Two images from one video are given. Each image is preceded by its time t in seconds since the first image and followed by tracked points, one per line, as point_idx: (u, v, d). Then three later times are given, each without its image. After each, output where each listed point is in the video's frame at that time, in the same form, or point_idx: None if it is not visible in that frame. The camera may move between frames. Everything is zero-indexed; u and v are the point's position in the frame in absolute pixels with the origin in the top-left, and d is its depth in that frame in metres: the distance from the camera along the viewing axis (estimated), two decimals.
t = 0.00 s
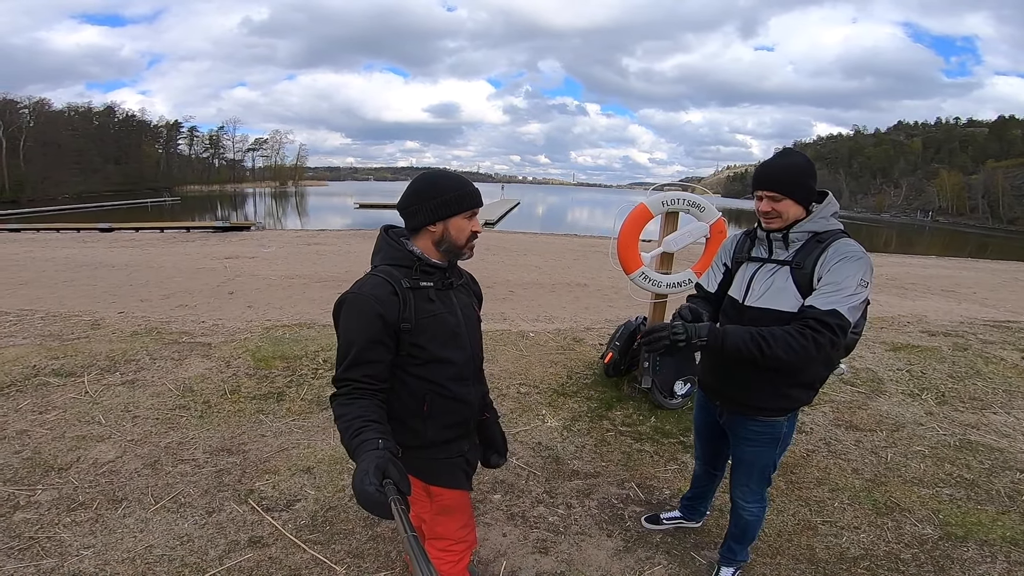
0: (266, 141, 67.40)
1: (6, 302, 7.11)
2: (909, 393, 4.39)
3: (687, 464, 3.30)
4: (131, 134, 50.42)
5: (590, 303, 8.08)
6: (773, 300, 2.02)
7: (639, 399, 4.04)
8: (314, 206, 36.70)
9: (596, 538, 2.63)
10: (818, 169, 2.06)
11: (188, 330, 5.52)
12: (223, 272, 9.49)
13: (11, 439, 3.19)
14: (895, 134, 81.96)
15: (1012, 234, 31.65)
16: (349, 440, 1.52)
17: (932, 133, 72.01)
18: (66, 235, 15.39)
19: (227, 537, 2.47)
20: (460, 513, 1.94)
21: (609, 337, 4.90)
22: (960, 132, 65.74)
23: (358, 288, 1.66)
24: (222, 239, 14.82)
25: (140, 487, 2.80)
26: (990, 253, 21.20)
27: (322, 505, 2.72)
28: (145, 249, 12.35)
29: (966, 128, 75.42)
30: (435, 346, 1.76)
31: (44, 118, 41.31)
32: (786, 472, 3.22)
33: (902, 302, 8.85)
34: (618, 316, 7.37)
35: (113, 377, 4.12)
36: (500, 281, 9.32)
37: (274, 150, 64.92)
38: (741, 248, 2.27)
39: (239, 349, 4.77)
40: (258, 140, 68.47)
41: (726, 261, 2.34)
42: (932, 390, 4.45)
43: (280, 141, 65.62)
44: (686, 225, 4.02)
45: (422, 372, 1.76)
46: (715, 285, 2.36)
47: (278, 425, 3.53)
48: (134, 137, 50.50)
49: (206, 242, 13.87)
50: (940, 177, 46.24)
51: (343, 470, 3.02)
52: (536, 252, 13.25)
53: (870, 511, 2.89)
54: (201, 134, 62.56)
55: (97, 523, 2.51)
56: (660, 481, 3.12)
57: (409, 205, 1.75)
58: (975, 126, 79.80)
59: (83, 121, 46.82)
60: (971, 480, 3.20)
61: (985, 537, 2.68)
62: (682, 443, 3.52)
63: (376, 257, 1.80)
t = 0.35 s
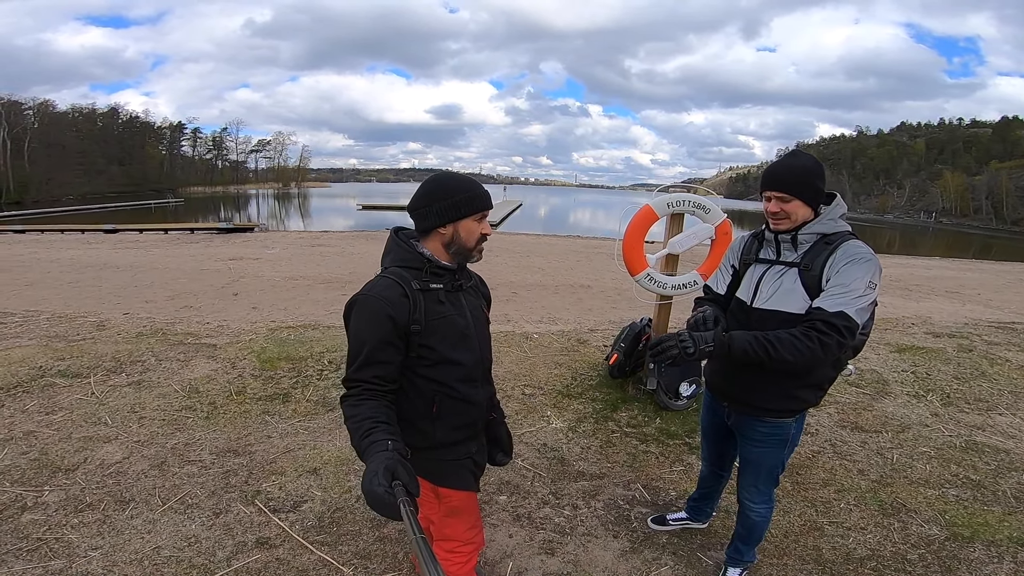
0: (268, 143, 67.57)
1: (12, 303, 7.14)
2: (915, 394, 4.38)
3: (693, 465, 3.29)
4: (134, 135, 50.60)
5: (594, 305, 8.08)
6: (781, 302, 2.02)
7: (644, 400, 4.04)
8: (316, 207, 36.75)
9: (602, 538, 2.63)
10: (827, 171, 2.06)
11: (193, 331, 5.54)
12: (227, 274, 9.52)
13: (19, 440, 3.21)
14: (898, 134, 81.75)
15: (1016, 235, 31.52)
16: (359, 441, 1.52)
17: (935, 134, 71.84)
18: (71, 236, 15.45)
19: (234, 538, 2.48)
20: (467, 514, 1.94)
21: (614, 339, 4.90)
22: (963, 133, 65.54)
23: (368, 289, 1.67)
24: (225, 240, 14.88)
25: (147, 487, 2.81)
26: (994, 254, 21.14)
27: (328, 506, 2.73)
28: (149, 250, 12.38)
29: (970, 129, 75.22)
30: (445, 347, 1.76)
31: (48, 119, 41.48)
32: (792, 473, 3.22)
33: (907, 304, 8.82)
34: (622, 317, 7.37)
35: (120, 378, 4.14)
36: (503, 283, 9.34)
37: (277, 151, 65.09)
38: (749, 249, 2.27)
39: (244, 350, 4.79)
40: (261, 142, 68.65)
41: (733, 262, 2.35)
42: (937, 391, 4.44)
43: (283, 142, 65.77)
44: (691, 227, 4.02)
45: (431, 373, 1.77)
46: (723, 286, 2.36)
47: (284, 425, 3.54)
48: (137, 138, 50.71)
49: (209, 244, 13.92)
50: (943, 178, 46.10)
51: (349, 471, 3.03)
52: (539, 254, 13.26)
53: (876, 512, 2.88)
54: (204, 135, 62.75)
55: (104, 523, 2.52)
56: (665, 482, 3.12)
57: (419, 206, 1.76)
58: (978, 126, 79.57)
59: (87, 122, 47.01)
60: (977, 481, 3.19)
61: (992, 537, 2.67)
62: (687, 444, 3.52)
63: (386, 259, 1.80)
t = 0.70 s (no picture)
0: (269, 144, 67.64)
1: (12, 302, 7.13)
2: (914, 396, 4.38)
3: (692, 466, 3.29)
4: (136, 135, 50.66)
5: (594, 306, 8.08)
6: (780, 301, 2.02)
7: (643, 401, 4.04)
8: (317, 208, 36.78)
9: (600, 538, 2.62)
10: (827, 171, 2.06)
11: (192, 330, 5.53)
12: (227, 273, 9.52)
13: (16, 438, 3.20)
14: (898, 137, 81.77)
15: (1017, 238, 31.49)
16: (359, 438, 1.52)
17: (935, 137, 71.84)
18: (71, 235, 15.46)
19: (232, 536, 2.47)
20: (466, 512, 1.93)
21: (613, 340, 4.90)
22: (964, 136, 65.55)
23: (368, 287, 1.67)
24: (226, 240, 14.85)
25: (145, 486, 2.80)
26: (995, 257, 21.15)
27: (326, 505, 2.72)
28: (150, 250, 12.38)
29: (971, 132, 75.21)
30: (445, 345, 1.76)
31: (50, 119, 41.52)
32: (791, 474, 3.21)
33: (907, 306, 8.82)
34: (621, 318, 7.36)
35: (119, 377, 4.14)
36: (503, 284, 9.35)
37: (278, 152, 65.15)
38: (747, 249, 2.27)
39: (244, 349, 4.79)
40: (262, 142, 68.73)
41: (732, 262, 2.35)
42: (936, 393, 4.44)
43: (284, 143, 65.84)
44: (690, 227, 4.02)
45: (431, 371, 1.76)
46: (721, 286, 2.35)
47: (283, 425, 3.54)
48: (139, 138, 50.76)
49: (210, 244, 13.92)
50: (944, 181, 46.10)
51: (347, 470, 3.02)
52: (539, 255, 13.26)
53: (875, 513, 2.88)
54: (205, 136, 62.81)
55: (101, 522, 2.51)
56: (664, 482, 3.12)
57: (415, 203, 1.79)
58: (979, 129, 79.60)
59: (88, 122, 47.06)
60: (976, 482, 3.19)
61: (991, 539, 2.67)
62: (686, 445, 3.51)
63: (386, 256, 1.80)
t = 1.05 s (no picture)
0: (272, 145, 67.85)
1: (14, 302, 7.16)
2: (917, 399, 4.35)
3: (692, 469, 3.27)
4: (139, 137, 50.87)
5: (595, 308, 8.07)
6: (779, 303, 2.00)
7: (643, 404, 4.03)
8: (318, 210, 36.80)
9: (599, 542, 2.61)
10: (829, 174, 2.05)
11: (193, 332, 5.54)
12: (229, 275, 9.54)
13: (16, 439, 3.21)
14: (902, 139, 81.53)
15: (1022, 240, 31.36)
16: (353, 440, 1.51)
17: (939, 138, 71.63)
18: (75, 236, 15.53)
19: (229, 538, 2.47)
20: (463, 515, 1.92)
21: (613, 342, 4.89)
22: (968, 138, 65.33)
23: (365, 289, 1.66)
24: (228, 242, 14.88)
25: (143, 487, 2.81)
26: (999, 259, 21.06)
27: (325, 507, 2.72)
28: (152, 251, 12.41)
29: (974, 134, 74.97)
30: (441, 348, 1.75)
31: (55, 120, 41.73)
32: (791, 477, 3.20)
33: (909, 308, 8.79)
34: (622, 321, 7.35)
35: (119, 378, 4.15)
36: (504, 285, 9.34)
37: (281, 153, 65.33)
38: (745, 251, 2.26)
39: (244, 350, 4.79)
40: (265, 144, 68.92)
41: (730, 265, 2.34)
42: (939, 396, 4.41)
43: (287, 144, 66.01)
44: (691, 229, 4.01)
45: (427, 374, 1.76)
46: (720, 289, 2.34)
47: (282, 426, 3.54)
48: (143, 140, 50.98)
49: (212, 245, 13.95)
50: (948, 183, 45.92)
51: (346, 472, 3.02)
52: (540, 257, 13.27)
53: (877, 516, 2.86)
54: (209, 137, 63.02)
55: (99, 523, 2.51)
56: (664, 486, 3.10)
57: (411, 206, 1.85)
58: (983, 131, 79.35)
59: (92, 123, 47.28)
60: (979, 486, 3.16)
61: (994, 543, 2.64)
62: (686, 448, 3.50)
63: (384, 258, 1.80)
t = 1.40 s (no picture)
0: (276, 147, 68.08)
1: (19, 303, 7.20)
2: (921, 400, 4.32)
3: (694, 470, 3.26)
4: (144, 138, 51.13)
5: (598, 309, 8.06)
6: (778, 304, 1.99)
7: (646, 404, 4.02)
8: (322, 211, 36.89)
9: (600, 543, 2.60)
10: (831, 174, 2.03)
11: (197, 332, 5.57)
12: (232, 276, 9.58)
13: (20, 439, 3.22)
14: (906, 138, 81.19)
15: None
16: (352, 440, 1.51)
17: (944, 138, 71.29)
18: (80, 237, 15.62)
19: (231, 538, 2.47)
20: (463, 516, 1.92)
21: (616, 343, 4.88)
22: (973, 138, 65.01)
23: (365, 289, 1.66)
24: (232, 243, 14.94)
25: (146, 487, 2.81)
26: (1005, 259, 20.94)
27: (326, 507, 2.72)
28: (156, 252, 12.47)
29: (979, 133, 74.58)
30: (441, 348, 1.75)
31: (60, 122, 41.98)
32: (794, 478, 3.18)
33: (914, 309, 8.75)
34: (625, 321, 7.34)
35: (123, 378, 4.16)
36: (507, 286, 9.34)
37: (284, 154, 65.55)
38: (745, 251, 2.25)
39: (247, 351, 4.81)
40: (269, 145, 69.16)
41: (730, 265, 2.33)
42: (944, 397, 4.39)
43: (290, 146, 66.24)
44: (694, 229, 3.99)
45: (426, 374, 1.75)
46: (720, 289, 2.33)
47: (285, 427, 3.54)
48: (147, 142, 51.23)
49: (216, 246, 14.01)
50: (953, 183, 45.69)
51: (348, 473, 3.02)
52: (543, 257, 13.27)
53: (880, 518, 2.84)
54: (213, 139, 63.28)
55: (101, 523, 2.52)
56: (666, 487, 3.09)
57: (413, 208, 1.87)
58: (988, 131, 78.95)
59: (97, 125, 47.55)
60: (984, 487, 3.14)
61: (998, 544, 2.62)
62: (689, 449, 3.48)
63: (384, 259, 1.80)
